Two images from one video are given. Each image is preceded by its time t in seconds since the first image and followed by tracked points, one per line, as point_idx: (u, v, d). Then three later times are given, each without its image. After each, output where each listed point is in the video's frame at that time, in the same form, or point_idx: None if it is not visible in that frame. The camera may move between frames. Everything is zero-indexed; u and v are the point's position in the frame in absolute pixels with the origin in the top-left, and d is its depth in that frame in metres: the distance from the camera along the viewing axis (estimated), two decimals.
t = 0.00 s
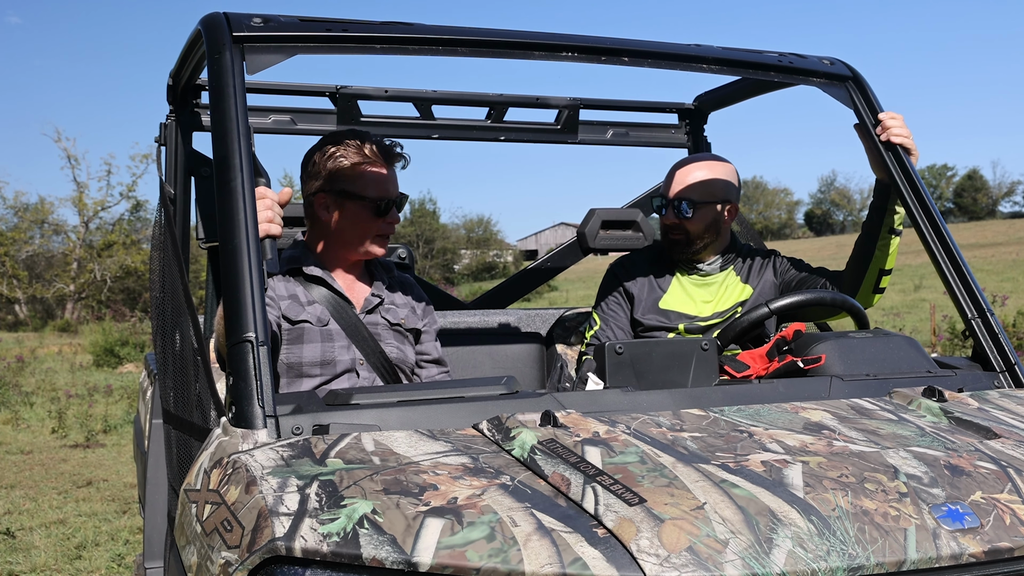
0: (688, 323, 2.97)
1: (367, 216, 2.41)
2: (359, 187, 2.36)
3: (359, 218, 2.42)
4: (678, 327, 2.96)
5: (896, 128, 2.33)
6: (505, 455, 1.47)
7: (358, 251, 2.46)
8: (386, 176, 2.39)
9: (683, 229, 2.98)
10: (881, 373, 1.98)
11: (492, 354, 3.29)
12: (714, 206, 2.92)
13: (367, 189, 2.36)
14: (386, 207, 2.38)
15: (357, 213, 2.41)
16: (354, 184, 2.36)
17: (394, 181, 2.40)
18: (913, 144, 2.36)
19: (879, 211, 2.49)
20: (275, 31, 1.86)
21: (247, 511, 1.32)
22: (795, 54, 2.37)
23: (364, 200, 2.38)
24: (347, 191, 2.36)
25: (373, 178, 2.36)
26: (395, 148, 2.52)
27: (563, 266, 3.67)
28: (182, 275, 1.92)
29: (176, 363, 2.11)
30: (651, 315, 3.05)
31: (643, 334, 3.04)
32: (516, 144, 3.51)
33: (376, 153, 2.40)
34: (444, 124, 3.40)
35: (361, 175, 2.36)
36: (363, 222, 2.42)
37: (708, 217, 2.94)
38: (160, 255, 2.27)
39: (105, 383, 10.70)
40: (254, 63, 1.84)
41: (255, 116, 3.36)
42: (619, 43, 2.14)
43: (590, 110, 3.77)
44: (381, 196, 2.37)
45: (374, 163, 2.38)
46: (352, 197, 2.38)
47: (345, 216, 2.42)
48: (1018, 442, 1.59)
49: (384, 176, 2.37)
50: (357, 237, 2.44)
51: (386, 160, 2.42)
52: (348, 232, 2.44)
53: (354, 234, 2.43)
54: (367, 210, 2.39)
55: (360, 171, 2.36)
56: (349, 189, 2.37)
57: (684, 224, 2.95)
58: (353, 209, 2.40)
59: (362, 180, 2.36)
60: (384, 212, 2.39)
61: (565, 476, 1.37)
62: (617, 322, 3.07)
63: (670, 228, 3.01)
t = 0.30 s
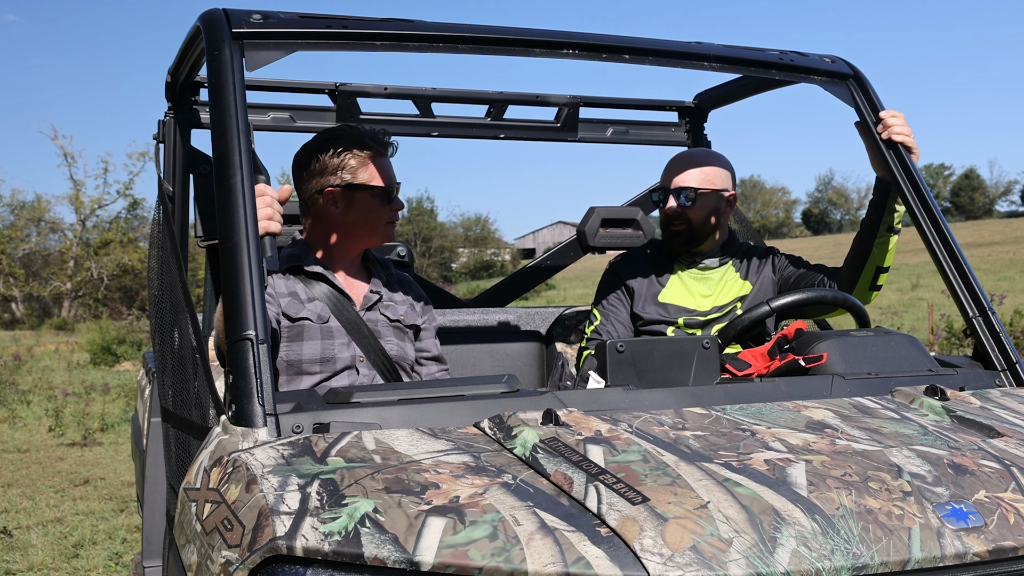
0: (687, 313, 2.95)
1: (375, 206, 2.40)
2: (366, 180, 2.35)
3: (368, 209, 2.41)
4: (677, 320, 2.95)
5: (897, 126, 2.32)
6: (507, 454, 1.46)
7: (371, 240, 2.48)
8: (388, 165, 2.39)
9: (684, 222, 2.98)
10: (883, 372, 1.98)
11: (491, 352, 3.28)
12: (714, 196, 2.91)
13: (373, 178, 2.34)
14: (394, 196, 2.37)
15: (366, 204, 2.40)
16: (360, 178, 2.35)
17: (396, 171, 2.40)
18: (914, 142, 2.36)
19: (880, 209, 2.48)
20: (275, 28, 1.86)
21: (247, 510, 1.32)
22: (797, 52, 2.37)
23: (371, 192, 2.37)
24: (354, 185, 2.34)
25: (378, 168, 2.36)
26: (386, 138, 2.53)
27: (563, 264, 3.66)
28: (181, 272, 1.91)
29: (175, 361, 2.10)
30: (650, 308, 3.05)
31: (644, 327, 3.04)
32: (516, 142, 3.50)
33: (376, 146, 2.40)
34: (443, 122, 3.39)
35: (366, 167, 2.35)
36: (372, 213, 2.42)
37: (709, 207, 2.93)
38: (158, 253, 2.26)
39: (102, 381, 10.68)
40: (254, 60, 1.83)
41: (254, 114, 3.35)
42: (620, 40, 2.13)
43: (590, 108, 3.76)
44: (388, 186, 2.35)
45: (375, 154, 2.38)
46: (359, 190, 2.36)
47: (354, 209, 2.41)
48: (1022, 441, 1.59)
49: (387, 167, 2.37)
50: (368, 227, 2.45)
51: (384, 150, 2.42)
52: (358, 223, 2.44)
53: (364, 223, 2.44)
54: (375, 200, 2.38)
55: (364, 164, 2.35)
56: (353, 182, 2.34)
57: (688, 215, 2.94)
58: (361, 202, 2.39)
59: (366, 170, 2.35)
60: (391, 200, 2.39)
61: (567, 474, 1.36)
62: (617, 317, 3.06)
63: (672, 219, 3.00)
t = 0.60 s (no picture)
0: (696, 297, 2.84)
1: (376, 206, 2.41)
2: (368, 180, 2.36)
3: (368, 209, 2.42)
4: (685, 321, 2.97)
5: (897, 124, 2.32)
6: (508, 452, 1.45)
7: (371, 240, 2.47)
8: (388, 165, 2.40)
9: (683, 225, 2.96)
10: (883, 370, 1.97)
11: (490, 350, 3.26)
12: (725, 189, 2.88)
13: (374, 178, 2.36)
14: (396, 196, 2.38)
15: (366, 205, 2.41)
16: (362, 178, 2.36)
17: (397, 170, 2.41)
18: (914, 141, 2.35)
19: (880, 207, 2.48)
20: (274, 24, 1.85)
21: (247, 509, 1.31)
22: (796, 50, 2.36)
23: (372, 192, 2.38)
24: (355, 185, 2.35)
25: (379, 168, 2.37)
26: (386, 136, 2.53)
27: (561, 262, 3.63)
28: (179, 270, 1.90)
29: (173, 360, 2.09)
30: (655, 309, 3.06)
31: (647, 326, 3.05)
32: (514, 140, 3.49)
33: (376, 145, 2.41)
34: (441, 119, 3.38)
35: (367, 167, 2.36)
36: (373, 213, 2.42)
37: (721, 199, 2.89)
38: (155, 251, 2.25)
39: (98, 379, 10.66)
40: (252, 57, 1.83)
41: (252, 111, 3.34)
42: (620, 38, 2.13)
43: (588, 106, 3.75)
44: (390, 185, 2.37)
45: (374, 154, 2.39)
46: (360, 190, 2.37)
47: (354, 209, 2.42)
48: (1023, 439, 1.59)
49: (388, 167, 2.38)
50: (368, 228, 2.44)
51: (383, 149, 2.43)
52: (357, 223, 2.44)
53: (363, 224, 2.44)
54: (377, 200, 2.40)
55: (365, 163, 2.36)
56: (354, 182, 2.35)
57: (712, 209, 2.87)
58: (362, 202, 2.40)
59: (368, 170, 2.36)
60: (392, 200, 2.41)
61: (568, 473, 1.36)
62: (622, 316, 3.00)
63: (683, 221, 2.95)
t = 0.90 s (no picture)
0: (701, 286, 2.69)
1: (369, 203, 2.40)
2: (361, 177, 2.35)
3: (362, 206, 2.41)
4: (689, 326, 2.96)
5: (896, 123, 2.33)
6: (507, 450, 1.45)
7: (366, 236, 2.47)
8: (382, 161, 2.40)
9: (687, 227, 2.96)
10: (882, 368, 1.97)
11: (488, 348, 3.26)
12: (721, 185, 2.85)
13: (368, 174, 2.35)
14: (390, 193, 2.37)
15: (360, 201, 2.40)
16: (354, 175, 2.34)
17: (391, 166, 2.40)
18: (913, 139, 2.36)
19: (880, 206, 2.49)
20: (272, 21, 1.84)
21: (247, 507, 1.30)
22: (794, 48, 2.36)
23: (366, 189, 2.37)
24: (348, 182, 2.34)
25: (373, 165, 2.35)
26: (380, 132, 2.52)
27: (559, 260, 3.66)
28: (176, 267, 1.89)
29: (170, 358, 2.08)
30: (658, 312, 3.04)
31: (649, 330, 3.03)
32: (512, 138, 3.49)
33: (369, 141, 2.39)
34: (439, 117, 3.38)
35: (360, 164, 2.35)
36: (366, 210, 2.41)
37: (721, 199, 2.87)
38: (152, 249, 2.24)
39: (93, 378, 10.63)
40: (250, 53, 1.82)
41: (248, 108, 3.33)
42: (619, 35, 2.12)
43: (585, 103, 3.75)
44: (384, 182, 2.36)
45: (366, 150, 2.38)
46: (353, 187, 2.36)
47: (349, 206, 2.41)
48: (1023, 438, 1.58)
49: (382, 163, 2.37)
50: (362, 224, 2.44)
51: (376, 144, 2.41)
52: (352, 219, 2.43)
53: (358, 220, 2.43)
54: (369, 196, 2.38)
55: (359, 160, 2.35)
56: (347, 179, 2.34)
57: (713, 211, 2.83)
58: (356, 198, 2.39)
59: (361, 166, 2.35)
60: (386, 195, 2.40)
61: (569, 471, 1.35)
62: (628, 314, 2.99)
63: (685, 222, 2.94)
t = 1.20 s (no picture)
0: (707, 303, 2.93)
1: (362, 201, 2.38)
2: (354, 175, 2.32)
3: (356, 204, 2.39)
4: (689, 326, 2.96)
5: (894, 120, 2.32)
6: (507, 449, 1.44)
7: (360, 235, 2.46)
8: (377, 159, 2.38)
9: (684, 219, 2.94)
10: (881, 367, 1.97)
11: (485, 346, 3.25)
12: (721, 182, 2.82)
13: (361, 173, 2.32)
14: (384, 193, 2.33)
15: (353, 199, 2.38)
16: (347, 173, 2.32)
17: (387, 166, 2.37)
18: (911, 138, 2.35)
19: (878, 204, 2.49)
20: (270, 18, 1.83)
21: (245, 506, 1.29)
22: (793, 46, 2.36)
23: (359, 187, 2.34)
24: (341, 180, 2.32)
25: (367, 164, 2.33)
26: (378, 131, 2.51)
27: (556, 259, 3.68)
28: (173, 266, 1.88)
29: (167, 356, 2.07)
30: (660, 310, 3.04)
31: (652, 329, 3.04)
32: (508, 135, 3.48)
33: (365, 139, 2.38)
34: (436, 114, 3.37)
35: (354, 163, 2.33)
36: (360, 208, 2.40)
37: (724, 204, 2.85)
38: (148, 246, 2.23)
39: (87, 375, 10.61)
40: (248, 50, 1.82)
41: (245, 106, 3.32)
42: (618, 33, 2.12)
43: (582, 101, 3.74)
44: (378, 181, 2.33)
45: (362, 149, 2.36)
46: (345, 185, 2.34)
47: (342, 204, 2.40)
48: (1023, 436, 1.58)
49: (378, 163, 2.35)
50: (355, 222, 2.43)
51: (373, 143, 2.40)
52: (345, 217, 2.42)
53: (352, 218, 2.42)
54: (361, 193, 2.36)
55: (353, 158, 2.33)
56: (340, 177, 2.32)
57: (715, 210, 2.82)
58: (350, 196, 2.37)
59: (353, 164, 2.33)
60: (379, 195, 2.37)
61: (569, 470, 1.35)
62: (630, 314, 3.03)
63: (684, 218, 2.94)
